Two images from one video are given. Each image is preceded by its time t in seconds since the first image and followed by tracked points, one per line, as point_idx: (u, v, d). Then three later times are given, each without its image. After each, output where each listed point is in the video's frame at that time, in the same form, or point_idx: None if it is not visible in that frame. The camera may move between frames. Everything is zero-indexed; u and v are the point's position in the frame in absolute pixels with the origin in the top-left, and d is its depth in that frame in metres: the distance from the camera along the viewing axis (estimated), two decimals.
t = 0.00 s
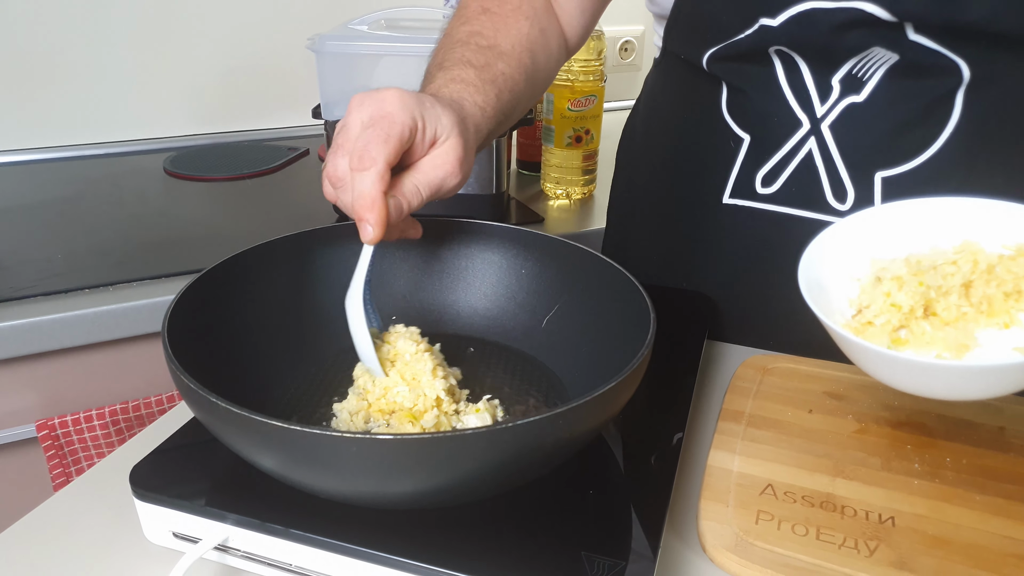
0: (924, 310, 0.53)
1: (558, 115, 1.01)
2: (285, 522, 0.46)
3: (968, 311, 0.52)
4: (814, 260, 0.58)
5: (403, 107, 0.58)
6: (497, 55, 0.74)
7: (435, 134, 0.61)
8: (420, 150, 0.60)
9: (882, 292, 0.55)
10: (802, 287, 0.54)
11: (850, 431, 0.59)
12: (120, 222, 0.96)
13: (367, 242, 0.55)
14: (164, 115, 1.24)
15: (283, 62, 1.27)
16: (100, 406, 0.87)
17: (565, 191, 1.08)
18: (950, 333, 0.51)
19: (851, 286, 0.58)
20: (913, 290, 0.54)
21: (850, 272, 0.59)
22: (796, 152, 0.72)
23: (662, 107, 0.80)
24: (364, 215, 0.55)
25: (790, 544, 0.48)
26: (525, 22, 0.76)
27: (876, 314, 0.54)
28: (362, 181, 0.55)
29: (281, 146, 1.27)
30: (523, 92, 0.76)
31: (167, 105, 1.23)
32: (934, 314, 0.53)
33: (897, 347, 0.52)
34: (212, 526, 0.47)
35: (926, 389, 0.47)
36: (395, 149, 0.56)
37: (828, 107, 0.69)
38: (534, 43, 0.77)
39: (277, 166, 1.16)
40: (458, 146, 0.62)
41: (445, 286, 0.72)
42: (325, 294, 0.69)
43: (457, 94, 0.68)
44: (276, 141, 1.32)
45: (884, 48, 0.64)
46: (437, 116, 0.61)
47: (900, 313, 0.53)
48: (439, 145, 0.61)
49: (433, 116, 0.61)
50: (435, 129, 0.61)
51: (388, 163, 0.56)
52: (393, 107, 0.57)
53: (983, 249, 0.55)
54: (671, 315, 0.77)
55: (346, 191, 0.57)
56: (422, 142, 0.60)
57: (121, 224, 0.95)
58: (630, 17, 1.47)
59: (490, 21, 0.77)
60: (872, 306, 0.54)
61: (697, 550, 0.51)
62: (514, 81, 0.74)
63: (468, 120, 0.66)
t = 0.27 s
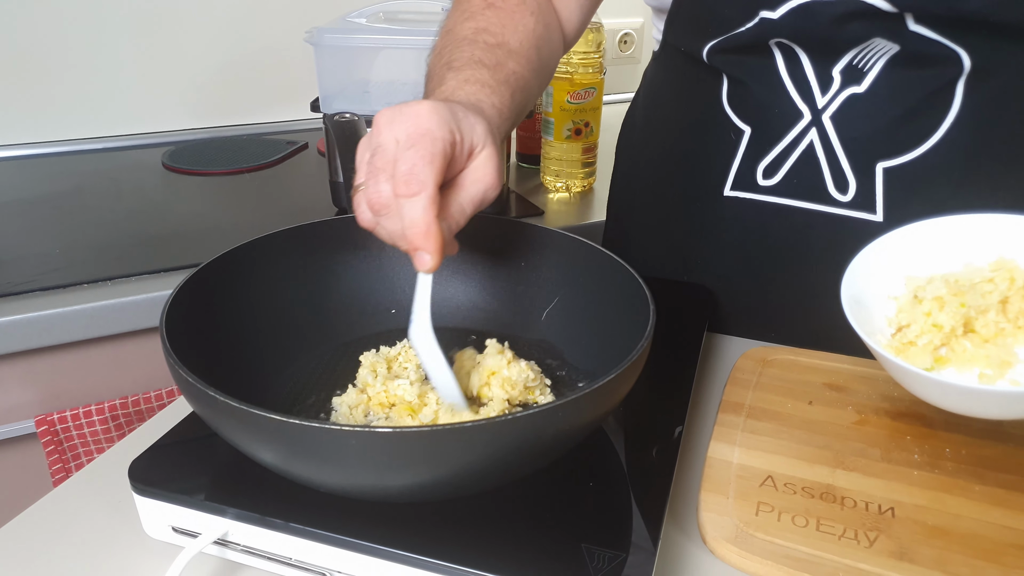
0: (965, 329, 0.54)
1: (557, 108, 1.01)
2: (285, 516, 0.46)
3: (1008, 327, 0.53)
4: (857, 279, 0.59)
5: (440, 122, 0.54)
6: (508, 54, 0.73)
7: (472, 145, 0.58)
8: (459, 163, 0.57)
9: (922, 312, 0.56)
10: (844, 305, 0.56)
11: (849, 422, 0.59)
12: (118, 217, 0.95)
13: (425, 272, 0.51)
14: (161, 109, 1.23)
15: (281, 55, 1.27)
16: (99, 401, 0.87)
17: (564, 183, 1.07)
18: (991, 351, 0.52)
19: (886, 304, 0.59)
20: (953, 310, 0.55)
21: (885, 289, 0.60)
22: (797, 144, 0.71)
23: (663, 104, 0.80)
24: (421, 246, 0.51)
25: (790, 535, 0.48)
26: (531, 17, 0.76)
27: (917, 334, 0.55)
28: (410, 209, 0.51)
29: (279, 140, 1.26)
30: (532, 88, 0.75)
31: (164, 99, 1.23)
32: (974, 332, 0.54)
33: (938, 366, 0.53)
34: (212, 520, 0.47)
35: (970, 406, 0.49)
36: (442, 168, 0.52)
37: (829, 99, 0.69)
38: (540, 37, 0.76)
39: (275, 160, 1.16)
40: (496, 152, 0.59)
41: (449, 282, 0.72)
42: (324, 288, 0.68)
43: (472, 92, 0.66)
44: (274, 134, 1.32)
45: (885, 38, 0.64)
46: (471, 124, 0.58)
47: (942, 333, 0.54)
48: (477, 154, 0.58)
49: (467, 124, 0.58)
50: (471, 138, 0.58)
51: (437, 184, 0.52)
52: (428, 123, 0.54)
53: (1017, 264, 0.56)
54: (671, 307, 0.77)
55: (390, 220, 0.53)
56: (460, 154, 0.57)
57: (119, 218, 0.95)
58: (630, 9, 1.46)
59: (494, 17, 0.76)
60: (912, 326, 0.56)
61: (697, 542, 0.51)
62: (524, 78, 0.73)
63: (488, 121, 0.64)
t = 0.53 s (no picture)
0: (1011, 323, 0.52)
1: (557, 100, 1.00)
2: (285, 507, 0.46)
3: None
4: (896, 270, 0.58)
5: (346, 86, 0.53)
6: (465, 28, 0.72)
7: (385, 113, 0.56)
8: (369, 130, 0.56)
9: (964, 307, 0.54)
10: (886, 295, 0.54)
11: (850, 415, 0.59)
12: (117, 209, 0.95)
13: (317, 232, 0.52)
14: (160, 101, 1.23)
15: (281, 47, 1.26)
16: (99, 393, 0.87)
17: (565, 177, 1.07)
18: None
19: (924, 299, 0.57)
20: (998, 303, 0.53)
21: (922, 283, 0.58)
22: (817, 139, 0.71)
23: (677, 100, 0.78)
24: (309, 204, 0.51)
25: (790, 527, 0.48)
26: None
27: (961, 328, 0.53)
28: (305, 169, 0.52)
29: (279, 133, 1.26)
30: (492, 66, 0.74)
31: (164, 91, 1.22)
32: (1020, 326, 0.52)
33: (984, 360, 0.52)
34: (211, 512, 0.47)
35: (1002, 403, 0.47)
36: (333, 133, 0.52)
37: (849, 92, 0.69)
38: (508, 19, 0.75)
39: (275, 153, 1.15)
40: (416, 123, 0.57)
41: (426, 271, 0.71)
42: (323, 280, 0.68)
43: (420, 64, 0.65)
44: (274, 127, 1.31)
45: (907, 30, 0.64)
46: (388, 92, 0.56)
47: (987, 326, 0.52)
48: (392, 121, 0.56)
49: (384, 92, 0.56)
50: (385, 104, 0.56)
51: (329, 146, 0.52)
52: (331, 87, 0.53)
53: None
54: (672, 300, 0.77)
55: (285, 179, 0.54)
56: (370, 121, 0.55)
57: (118, 210, 0.95)
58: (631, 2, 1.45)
59: None
60: (955, 320, 0.54)
61: (697, 534, 0.51)
62: (482, 53, 0.72)
63: (427, 88, 0.63)
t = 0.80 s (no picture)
0: None
1: (557, 97, 1.00)
2: (282, 505, 0.46)
3: None
4: (917, 279, 0.58)
5: (447, 113, 0.52)
6: (510, 37, 0.72)
7: (480, 134, 0.56)
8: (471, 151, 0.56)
9: (984, 319, 0.54)
10: (908, 304, 0.54)
11: (850, 413, 0.59)
12: (118, 207, 0.95)
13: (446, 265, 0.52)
14: (161, 99, 1.23)
15: (281, 44, 1.26)
16: (100, 391, 0.87)
17: (565, 174, 1.07)
18: None
19: (943, 308, 0.57)
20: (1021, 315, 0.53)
21: (941, 293, 0.58)
22: (810, 133, 0.71)
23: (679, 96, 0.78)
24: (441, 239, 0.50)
25: (789, 526, 0.48)
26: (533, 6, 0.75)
27: (983, 340, 0.53)
28: (424, 207, 0.50)
29: (279, 130, 1.26)
30: (533, 72, 0.74)
31: (165, 89, 1.22)
32: None
33: (1006, 370, 0.51)
34: (210, 509, 0.47)
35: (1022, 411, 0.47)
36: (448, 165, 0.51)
37: (842, 87, 0.68)
38: (541, 25, 0.76)
39: (275, 150, 1.15)
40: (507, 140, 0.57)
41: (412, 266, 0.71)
42: (325, 278, 0.68)
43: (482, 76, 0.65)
44: (274, 124, 1.31)
45: (900, 26, 0.64)
46: (476, 110, 0.56)
47: (1008, 337, 0.52)
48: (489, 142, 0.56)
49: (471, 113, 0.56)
50: (480, 125, 0.56)
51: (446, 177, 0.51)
52: (433, 114, 0.52)
53: None
54: (671, 298, 0.77)
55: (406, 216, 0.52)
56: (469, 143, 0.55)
57: (119, 208, 0.95)
58: None
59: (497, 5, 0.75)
60: (976, 331, 0.54)
61: (695, 532, 0.51)
62: (525, 62, 0.72)
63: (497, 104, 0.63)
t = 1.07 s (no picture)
0: None
1: (557, 97, 1.00)
2: (281, 506, 0.46)
3: None
4: (927, 281, 0.57)
5: (443, 93, 0.54)
6: (495, 18, 0.72)
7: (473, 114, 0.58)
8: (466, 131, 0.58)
9: (992, 321, 0.54)
10: (917, 307, 0.54)
11: (850, 413, 0.59)
12: (119, 207, 0.95)
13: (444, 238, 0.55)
14: (161, 99, 1.23)
15: (281, 44, 1.26)
16: (100, 391, 0.87)
17: (565, 173, 1.07)
18: None
19: (954, 310, 0.57)
20: None
21: (950, 295, 0.58)
22: (825, 134, 0.70)
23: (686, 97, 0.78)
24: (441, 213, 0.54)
25: (788, 526, 0.48)
26: None
27: (994, 342, 0.53)
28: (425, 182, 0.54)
29: (279, 130, 1.26)
30: (520, 51, 0.75)
31: (165, 89, 1.22)
32: None
33: (1018, 373, 0.51)
34: (209, 510, 0.47)
35: None
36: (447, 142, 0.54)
37: (856, 87, 0.68)
38: (525, 9, 0.76)
39: (276, 150, 1.15)
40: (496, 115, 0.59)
41: (406, 269, 0.71)
42: (323, 278, 0.68)
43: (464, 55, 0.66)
44: (275, 124, 1.32)
45: (916, 24, 0.64)
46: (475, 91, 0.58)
47: (1020, 339, 0.52)
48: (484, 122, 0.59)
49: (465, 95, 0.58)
50: (474, 103, 0.58)
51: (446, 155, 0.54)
52: (431, 93, 0.54)
53: None
54: (671, 297, 0.77)
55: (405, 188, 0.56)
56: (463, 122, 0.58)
57: (120, 209, 0.95)
58: None
59: None
60: (986, 333, 0.54)
61: (694, 532, 0.51)
62: (511, 43, 0.73)
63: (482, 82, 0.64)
